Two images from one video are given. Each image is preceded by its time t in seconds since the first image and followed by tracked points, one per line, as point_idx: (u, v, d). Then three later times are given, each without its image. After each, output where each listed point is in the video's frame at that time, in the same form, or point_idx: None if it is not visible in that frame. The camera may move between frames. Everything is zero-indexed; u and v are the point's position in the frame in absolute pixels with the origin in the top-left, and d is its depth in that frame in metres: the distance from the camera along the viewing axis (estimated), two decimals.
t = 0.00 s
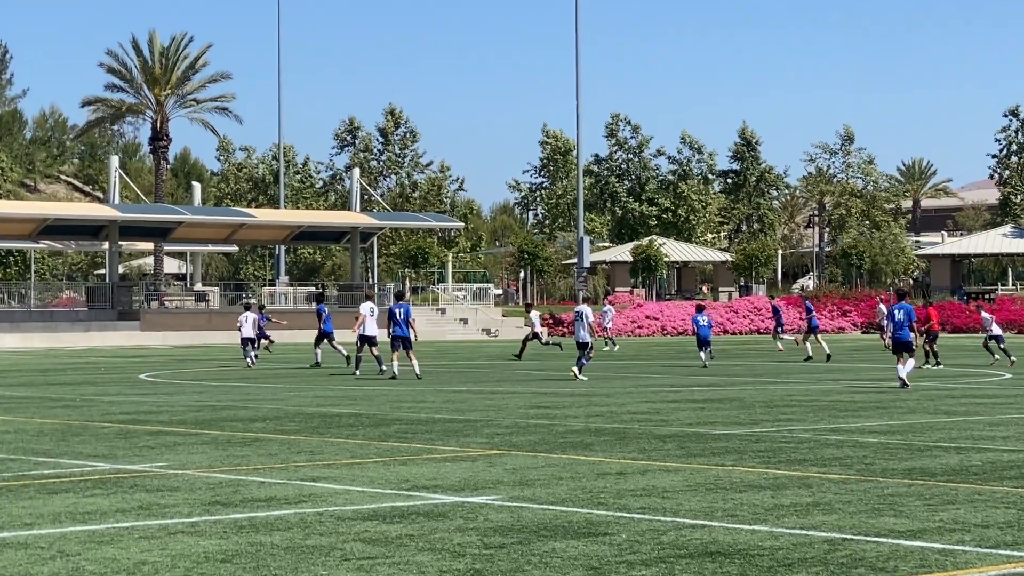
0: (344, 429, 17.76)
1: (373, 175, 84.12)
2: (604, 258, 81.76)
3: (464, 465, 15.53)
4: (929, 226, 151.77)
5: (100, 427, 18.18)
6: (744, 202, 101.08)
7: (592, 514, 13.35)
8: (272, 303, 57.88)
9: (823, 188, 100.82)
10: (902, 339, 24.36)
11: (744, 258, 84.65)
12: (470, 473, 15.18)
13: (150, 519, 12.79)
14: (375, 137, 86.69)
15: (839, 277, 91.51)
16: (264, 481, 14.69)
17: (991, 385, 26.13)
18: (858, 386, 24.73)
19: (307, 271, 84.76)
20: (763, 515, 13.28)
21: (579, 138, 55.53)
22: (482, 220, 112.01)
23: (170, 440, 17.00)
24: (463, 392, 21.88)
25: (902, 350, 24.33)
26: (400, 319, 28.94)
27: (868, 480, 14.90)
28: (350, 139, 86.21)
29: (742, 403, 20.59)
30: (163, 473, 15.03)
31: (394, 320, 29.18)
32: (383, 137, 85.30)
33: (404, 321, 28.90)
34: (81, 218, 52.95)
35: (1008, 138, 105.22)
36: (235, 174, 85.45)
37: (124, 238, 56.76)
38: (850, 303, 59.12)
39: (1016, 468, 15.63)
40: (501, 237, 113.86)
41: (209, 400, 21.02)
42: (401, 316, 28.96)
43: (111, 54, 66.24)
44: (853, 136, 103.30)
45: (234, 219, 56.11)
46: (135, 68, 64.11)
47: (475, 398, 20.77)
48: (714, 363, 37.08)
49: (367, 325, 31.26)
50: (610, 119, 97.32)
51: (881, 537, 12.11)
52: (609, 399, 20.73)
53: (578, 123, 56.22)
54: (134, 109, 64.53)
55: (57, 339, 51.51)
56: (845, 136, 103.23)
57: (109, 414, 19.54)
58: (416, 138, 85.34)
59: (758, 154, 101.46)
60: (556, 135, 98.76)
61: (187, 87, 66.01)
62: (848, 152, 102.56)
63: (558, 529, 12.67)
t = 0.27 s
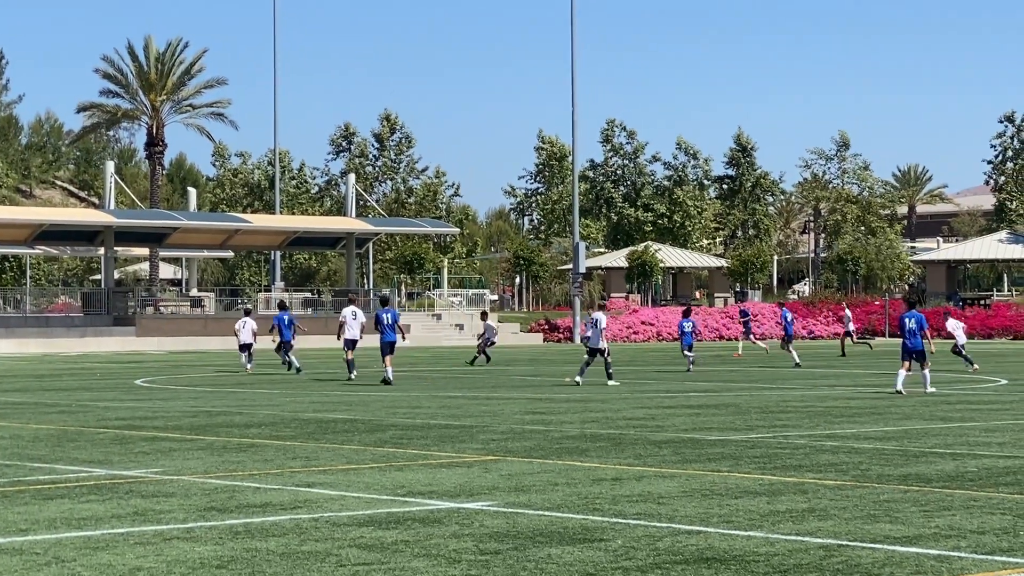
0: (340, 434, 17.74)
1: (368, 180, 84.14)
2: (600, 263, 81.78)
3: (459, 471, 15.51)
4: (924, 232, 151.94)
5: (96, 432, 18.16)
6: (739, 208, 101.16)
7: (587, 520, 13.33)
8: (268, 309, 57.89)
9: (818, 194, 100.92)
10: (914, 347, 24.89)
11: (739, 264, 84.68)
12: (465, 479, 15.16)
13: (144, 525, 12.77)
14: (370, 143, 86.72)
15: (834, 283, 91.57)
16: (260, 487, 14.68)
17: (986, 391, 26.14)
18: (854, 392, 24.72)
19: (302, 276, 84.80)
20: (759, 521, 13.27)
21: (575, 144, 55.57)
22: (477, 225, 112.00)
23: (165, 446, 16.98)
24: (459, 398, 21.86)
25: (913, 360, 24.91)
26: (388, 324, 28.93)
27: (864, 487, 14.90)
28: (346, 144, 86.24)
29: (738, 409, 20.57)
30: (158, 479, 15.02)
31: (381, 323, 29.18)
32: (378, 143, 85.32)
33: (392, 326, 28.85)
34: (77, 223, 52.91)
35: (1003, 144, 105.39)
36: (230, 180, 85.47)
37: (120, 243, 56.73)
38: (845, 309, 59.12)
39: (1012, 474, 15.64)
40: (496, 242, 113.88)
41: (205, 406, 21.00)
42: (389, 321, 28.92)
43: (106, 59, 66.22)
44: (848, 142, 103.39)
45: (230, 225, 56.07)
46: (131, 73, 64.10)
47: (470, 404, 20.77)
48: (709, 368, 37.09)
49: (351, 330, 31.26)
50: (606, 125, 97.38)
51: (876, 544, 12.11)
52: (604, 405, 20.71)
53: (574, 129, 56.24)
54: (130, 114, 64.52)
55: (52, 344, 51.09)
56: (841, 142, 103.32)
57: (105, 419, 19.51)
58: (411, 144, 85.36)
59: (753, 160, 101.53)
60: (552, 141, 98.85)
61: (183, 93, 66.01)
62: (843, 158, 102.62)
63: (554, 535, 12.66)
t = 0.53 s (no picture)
0: (330, 440, 17.73)
1: (359, 186, 84.07)
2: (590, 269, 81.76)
3: (449, 477, 15.50)
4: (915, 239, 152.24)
5: (86, 438, 18.13)
6: (730, 214, 101.28)
7: (578, 526, 13.33)
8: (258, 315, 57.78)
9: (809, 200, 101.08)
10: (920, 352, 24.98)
11: (730, 270, 84.76)
12: (456, 485, 15.16)
13: (135, 531, 12.74)
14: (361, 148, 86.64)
15: (825, 289, 91.71)
16: (251, 493, 14.65)
17: (977, 397, 26.19)
18: (844, 399, 24.78)
19: (293, 282, 84.71)
20: (750, 527, 13.28)
21: (566, 150, 55.60)
22: (468, 231, 112.02)
23: (156, 452, 16.95)
24: (450, 404, 21.85)
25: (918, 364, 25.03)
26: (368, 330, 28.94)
27: (854, 493, 14.92)
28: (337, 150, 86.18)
29: (728, 415, 20.58)
30: (149, 485, 14.99)
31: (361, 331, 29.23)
32: (369, 148, 85.26)
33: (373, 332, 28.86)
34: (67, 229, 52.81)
35: (992, 151, 105.72)
36: (221, 185, 85.37)
37: (110, 249, 56.56)
38: (835, 315, 59.18)
39: (1002, 481, 15.67)
40: (487, 248, 113.87)
41: (195, 411, 20.96)
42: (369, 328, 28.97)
43: (97, 65, 66.13)
44: (839, 148, 103.58)
45: (220, 231, 55.98)
46: (121, 79, 64.01)
47: (461, 410, 20.76)
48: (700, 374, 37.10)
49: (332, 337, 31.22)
50: (597, 131, 97.44)
51: (867, 550, 12.12)
52: (595, 411, 20.71)
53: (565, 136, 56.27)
54: (120, 120, 64.44)
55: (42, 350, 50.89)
56: (831, 148, 103.50)
57: (96, 425, 19.48)
58: (402, 150, 85.30)
59: (744, 165, 101.61)
60: (543, 147, 98.84)
61: (173, 98, 65.95)
62: (834, 164, 102.78)
63: (544, 541, 12.66)
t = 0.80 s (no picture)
0: (316, 445, 17.70)
1: (344, 191, 84.05)
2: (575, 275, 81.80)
3: (435, 482, 15.49)
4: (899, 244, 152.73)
5: (71, 443, 18.07)
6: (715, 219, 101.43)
7: (563, 531, 13.34)
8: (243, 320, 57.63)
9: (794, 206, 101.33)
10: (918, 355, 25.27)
11: (715, 275, 84.89)
12: (441, 490, 15.15)
13: (119, 536, 12.72)
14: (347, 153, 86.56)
15: (810, 294, 91.94)
16: (236, 498, 14.63)
17: (961, 403, 26.29)
18: (830, 404, 24.84)
19: (278, 287, 84.64)
20: (735, 532, 13.30)
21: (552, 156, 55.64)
22: (453, 236, 112.03)
23: (140, 456, 16.91)
24: (435, 409, 21.82)
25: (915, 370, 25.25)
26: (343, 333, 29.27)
27: (839, 498, 14.94)
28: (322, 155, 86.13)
29: (713, 421, 20.60)
30: (134, 490, 14.95)
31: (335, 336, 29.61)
32: (355, 153, 85.25)
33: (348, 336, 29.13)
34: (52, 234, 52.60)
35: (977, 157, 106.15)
36: (206, 190, 85.28)
37: (95, 253, 56.39)
38: (820, 321, 59.35)
39: (986, 486, 15.72)
40: (472, 254, 113.91)
41: (181, 417, 20.90)
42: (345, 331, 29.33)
43: (82, 70, 65.98)
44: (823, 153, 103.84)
45: (205, 236, 55.87)
46: (107, 83, 63.88)
47: (446, 415, 20.76)
48: (686, 379, 37.14)
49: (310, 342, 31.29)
50: (583, 137, 97.51)
51: (851, 555, 12.15)
52: (580, 416, 20.72)
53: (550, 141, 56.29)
54: (105, 124, 64.32)
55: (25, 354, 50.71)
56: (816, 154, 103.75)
57: (80, 430, 19.42)
58: (387, 155, 85.31)
59: (729, 171, 101.86)
60: (528, 152, 98.92)
61: (159, 103, 65.85)
62: (818, 170, 103.03)
63: (529, 546, 12.67)
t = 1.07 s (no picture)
0: (296, 450, 17.68)
1: (326, 196, 83.93)
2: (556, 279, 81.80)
3: (415, 486, 15.49)
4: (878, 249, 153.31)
5: (50, 448, 18.00)
6: (696, 224, 101.56)
7: (544, 536, 13.36)
8: (224, 324, 57.50)
9: (774, 210, 101.59)
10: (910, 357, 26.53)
11: (696, 280, 85.01)
12: (422, 495, 15.14)
13: (99, 541, 12.69)
14: (328, 158, 86.50)
15: (790, 299, 92.15)
16: (215, 503, 14.60)
17: (941, 407, 26.41)
18: (810, 409, 24.91)
19: (259, 291, 84.49)
20: (715, 537, 13.33)
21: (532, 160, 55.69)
22: (434, 241, 111.99)
23: (120, 461, 16.86)
24: (415, 413, 21.81)
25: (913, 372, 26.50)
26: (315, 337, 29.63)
27: (819, 503, 14.98)
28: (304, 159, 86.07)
29: (693, 425, 20.63)
30: (113, 495, 14.92)
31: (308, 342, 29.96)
32: (336, 157, 85.13)
33: (321, 340, 29.55)
34: (32, 237, 52.46)
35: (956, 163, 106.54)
36: (187, 194, 85.06)
37: (76, 258, 56.25)
38: (801, 326, 59.55)
39: (964, 491, 15.79)
40: (453, 258, 113.87)
41: (162, 421, 20.84)
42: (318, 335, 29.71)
43: (62, 73, 65.74)
44: (804, 159, 104.13)
45: (186, 239, 55.73)
46: (87, 87, 63.66)
47: (427, 420, 20.76)
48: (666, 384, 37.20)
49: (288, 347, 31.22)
50: (564, 141, 97.61)
51: (831, 560, 12.19)
52: (560, 421, 20.73)
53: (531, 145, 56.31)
54: (85, 128, 64.08)
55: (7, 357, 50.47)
56: (797, 159, 104.04)
57: (60, 434, 19.34)
58: (369, 159, 85.21)
59: (710, 176, 102.09)
60: (509, 156, 98.92)
61: (139, 107, 65.66)
62: (798, 175, 103.33)
63: (510, 551, 12.68)
